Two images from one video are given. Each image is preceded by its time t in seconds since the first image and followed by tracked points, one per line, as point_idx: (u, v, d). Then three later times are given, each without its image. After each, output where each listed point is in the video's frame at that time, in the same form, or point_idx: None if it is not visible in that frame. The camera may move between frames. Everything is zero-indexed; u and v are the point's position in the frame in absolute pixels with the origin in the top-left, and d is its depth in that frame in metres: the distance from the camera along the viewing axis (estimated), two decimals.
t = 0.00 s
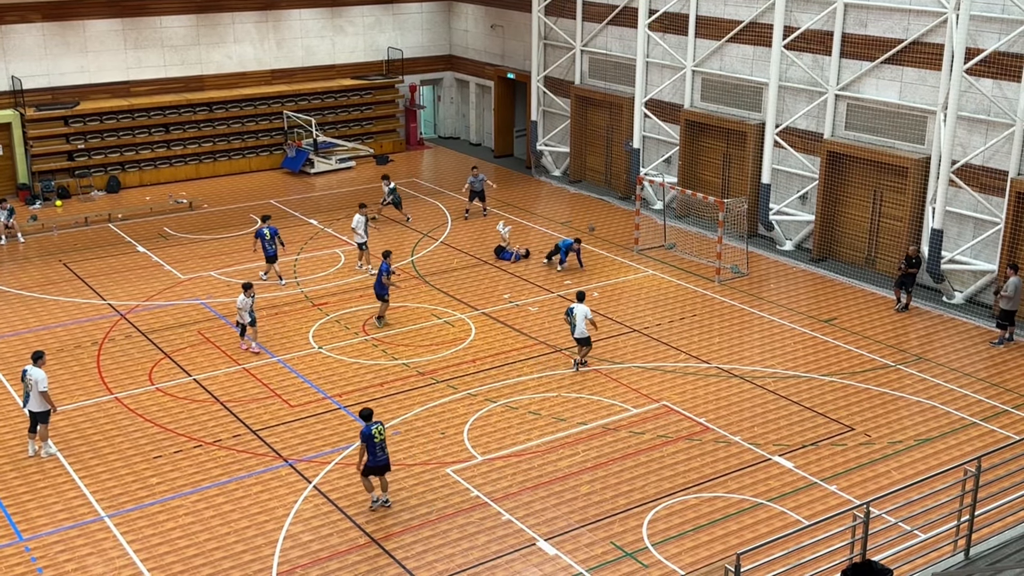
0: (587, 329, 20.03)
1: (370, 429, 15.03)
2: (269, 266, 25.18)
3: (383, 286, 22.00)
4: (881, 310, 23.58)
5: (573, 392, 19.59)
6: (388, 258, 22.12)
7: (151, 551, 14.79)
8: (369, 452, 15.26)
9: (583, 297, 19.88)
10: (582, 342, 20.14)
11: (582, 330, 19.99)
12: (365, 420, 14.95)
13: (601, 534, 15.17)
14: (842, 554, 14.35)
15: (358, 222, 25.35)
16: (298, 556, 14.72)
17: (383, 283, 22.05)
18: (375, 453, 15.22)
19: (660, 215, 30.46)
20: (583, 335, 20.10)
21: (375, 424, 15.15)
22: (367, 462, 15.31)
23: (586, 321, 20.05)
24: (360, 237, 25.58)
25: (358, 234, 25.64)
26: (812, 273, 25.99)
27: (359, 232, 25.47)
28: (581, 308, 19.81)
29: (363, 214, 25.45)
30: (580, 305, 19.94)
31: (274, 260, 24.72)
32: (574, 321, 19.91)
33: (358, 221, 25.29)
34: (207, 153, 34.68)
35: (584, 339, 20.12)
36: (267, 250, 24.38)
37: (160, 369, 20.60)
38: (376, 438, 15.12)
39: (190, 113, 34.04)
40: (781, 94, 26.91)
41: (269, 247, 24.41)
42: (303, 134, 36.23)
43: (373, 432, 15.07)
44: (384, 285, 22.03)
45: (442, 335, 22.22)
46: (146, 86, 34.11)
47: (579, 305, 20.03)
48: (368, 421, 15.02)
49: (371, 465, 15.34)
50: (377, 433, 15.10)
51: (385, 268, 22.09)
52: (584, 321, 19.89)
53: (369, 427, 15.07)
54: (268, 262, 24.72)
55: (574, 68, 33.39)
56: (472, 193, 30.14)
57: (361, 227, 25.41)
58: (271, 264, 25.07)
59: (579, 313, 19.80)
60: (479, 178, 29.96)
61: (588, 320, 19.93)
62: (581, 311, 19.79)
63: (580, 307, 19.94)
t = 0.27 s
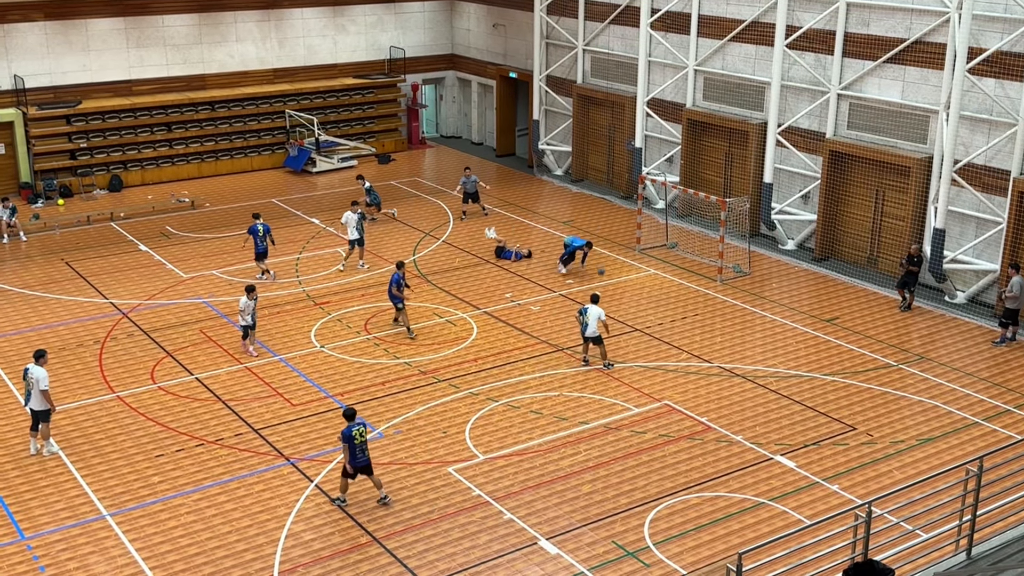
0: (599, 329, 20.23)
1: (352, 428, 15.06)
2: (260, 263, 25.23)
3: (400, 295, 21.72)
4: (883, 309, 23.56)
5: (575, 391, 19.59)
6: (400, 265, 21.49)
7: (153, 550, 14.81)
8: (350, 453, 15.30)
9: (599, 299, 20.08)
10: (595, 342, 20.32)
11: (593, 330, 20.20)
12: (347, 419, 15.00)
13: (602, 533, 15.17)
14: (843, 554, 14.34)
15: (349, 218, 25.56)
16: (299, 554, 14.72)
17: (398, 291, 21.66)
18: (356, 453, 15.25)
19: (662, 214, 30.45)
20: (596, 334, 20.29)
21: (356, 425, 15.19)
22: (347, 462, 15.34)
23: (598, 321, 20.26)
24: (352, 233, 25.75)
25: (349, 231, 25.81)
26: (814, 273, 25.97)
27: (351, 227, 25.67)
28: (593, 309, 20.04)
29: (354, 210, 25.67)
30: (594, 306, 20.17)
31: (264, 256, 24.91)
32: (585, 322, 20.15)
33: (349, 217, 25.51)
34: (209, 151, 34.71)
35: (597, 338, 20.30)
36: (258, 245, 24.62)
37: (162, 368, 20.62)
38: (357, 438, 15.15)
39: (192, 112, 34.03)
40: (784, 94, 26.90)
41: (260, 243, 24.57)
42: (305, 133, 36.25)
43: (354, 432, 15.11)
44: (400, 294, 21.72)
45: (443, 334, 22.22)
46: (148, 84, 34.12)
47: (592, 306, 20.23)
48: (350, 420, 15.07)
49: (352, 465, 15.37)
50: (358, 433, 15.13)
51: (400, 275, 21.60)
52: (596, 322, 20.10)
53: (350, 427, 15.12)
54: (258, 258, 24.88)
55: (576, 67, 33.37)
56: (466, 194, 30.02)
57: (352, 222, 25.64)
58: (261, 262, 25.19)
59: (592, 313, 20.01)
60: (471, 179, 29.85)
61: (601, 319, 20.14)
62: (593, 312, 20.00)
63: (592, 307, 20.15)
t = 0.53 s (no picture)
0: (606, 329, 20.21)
1: (330, 425, 15.30)
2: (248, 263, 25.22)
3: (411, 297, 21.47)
4: (887, 308, 23.54)
5: (578, 389, 19.59)
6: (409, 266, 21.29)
7: (156, 548, 14.82)
8: (330, 451, 15.45)
9: (606, 298, 20.09)
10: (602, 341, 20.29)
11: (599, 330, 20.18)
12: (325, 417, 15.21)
13: (605, 532, 15.17)
14: (846, 553, 14.33)
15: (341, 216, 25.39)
16: (302, 552, 14.74)
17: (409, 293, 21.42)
18: (336, 450, 15.44)
19: (665, 213, 30.43)
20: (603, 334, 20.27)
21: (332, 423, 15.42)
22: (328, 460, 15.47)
23: (604, 321, 20.26)
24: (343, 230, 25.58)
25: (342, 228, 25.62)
26: (818, 272, 25.95)
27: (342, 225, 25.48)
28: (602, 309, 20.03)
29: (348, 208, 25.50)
30: (601, 306, 20.17)
31: (257, 255, 24.89)
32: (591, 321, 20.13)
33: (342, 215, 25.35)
34: (213, 150, 34.73)
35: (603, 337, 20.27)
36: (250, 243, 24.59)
37: (165, 366, 20.64)
38: (337, 435, 15.37)
39: (196, 110, 34.09)
40: (788, 93, 26.87)
41: (254, 241, 24.62)
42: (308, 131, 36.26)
43: (333, 430, 15.33)
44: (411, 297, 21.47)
45: (447, 333, 22.22)
46: (152, 83, 34.15)
47: (597, 305, 20.23)
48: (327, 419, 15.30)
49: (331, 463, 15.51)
50: (337, 430, 15.37)
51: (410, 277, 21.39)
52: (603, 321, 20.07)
53: (329, 425, 15.32)
54: (249, 256, 24.86)
55: (580, 66, 33.35)
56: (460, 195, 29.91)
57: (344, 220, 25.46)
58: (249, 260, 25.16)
59: (599, 312, 20.01)
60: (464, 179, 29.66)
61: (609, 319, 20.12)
62: (601, 312, 19.98)
63: (599, 306, 20.16)
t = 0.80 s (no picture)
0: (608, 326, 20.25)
1: (306, 427, 15.31)
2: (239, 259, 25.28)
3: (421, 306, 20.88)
4: (893, 307, 23.50)
5: (583, 387, 19.59)
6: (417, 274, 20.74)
7: (162, 544, 14.85)
8: (312, 451, 15.52)
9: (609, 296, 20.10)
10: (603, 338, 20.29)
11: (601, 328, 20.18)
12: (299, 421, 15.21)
13: (610, 531, 15.17)
14: (851, 552, 14.32)
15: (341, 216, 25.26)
16: (307, 549, 14.76)
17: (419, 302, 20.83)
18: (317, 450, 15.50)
19: (670, 212, 30.40)
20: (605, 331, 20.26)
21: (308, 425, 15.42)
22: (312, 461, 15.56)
23: (607, 318, 20.27)
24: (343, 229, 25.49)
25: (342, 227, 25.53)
26: (823, 271, 25.90)
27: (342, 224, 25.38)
28: (604, 307, 20.02)
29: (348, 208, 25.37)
30: (605, 304, 20.18)
31: (246, 251, 24.98)
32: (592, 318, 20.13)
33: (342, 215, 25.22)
34: (219, 147, 34.76)
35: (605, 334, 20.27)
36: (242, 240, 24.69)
37: (171, 363, 20.68)
38: (315, 435, 15.41)
39: (202, 107, 34.16)
40: (794, 91, 26.82)
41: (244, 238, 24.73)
42: (314, 129, 36.28)
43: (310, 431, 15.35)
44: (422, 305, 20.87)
45: (451, 331, 22.23)
46: (159, 80, 34.19)
47: (600, 303, 20.24)
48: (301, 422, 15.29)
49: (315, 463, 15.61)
50: (315, 430, 15.39)
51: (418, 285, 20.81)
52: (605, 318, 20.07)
53: (305, 427, 15.33)
54: (240, 253, 24.94)
55: (586, 64, 33.33)
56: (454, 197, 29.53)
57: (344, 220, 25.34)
58: (241, 257, 25.22)
59: (602, 310, 20.01)
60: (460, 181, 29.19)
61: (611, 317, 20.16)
62: (604, 309, 19.99)
63: (602, 304, 20.17)
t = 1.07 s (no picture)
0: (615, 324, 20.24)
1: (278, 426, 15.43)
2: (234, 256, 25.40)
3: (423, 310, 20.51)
4: (900, 306, 23.45)
5: (589, 385, 19.60)
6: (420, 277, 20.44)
7: (168, 540, 14.89)
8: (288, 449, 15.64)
9: (615, 294, 20.09)
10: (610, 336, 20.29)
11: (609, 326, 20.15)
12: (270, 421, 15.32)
13: (615, 529, 15.17)
14: (857, 552, 14.30)
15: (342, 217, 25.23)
16: (313, 546, 14.78)
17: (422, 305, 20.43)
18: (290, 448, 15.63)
19: (677, 210, 30.37)
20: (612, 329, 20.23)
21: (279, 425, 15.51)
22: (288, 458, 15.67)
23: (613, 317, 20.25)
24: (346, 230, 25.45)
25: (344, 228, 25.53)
26: (831, 270, 25.86)
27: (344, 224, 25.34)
28: (609, 305, 20.03)
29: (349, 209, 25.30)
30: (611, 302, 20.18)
31: (240, 248, 25.00)
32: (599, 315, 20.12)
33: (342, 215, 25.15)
34: (226, 144, 34.82)
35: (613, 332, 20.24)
36: (233, 238, 24.73)
37: (178, 359, 20.73)
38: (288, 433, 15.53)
39: (209, 104, 34.22)
40: (801, 89, 26.77)
41: (236, 235, 24.76)
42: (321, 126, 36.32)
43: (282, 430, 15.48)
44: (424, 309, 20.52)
45: (458, 328, 22.23)
46: (166, 77, 34.25)
47: (607, 301, 20.24)
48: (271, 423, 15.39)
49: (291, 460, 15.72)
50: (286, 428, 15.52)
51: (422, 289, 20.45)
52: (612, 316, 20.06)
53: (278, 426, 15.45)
54: (233, 249, 25.00)
55: (593, 62, 33.30)
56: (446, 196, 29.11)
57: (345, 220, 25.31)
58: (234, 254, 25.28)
59: (608, 309, 20.00)
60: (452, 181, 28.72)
61: (616, 316, 20.16)
62: (609, 307, 20.00)
63: (608, 302, 20.17)
